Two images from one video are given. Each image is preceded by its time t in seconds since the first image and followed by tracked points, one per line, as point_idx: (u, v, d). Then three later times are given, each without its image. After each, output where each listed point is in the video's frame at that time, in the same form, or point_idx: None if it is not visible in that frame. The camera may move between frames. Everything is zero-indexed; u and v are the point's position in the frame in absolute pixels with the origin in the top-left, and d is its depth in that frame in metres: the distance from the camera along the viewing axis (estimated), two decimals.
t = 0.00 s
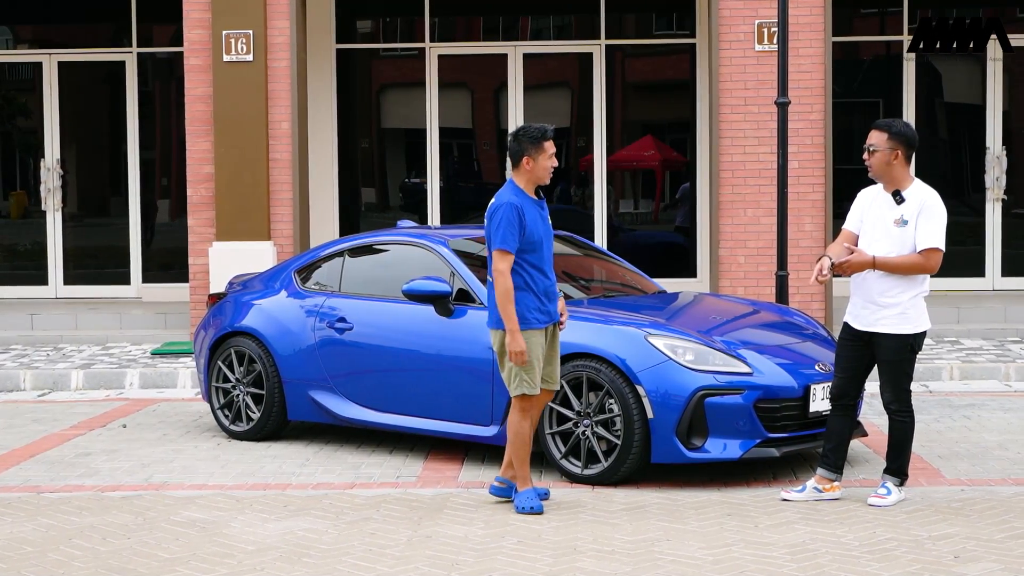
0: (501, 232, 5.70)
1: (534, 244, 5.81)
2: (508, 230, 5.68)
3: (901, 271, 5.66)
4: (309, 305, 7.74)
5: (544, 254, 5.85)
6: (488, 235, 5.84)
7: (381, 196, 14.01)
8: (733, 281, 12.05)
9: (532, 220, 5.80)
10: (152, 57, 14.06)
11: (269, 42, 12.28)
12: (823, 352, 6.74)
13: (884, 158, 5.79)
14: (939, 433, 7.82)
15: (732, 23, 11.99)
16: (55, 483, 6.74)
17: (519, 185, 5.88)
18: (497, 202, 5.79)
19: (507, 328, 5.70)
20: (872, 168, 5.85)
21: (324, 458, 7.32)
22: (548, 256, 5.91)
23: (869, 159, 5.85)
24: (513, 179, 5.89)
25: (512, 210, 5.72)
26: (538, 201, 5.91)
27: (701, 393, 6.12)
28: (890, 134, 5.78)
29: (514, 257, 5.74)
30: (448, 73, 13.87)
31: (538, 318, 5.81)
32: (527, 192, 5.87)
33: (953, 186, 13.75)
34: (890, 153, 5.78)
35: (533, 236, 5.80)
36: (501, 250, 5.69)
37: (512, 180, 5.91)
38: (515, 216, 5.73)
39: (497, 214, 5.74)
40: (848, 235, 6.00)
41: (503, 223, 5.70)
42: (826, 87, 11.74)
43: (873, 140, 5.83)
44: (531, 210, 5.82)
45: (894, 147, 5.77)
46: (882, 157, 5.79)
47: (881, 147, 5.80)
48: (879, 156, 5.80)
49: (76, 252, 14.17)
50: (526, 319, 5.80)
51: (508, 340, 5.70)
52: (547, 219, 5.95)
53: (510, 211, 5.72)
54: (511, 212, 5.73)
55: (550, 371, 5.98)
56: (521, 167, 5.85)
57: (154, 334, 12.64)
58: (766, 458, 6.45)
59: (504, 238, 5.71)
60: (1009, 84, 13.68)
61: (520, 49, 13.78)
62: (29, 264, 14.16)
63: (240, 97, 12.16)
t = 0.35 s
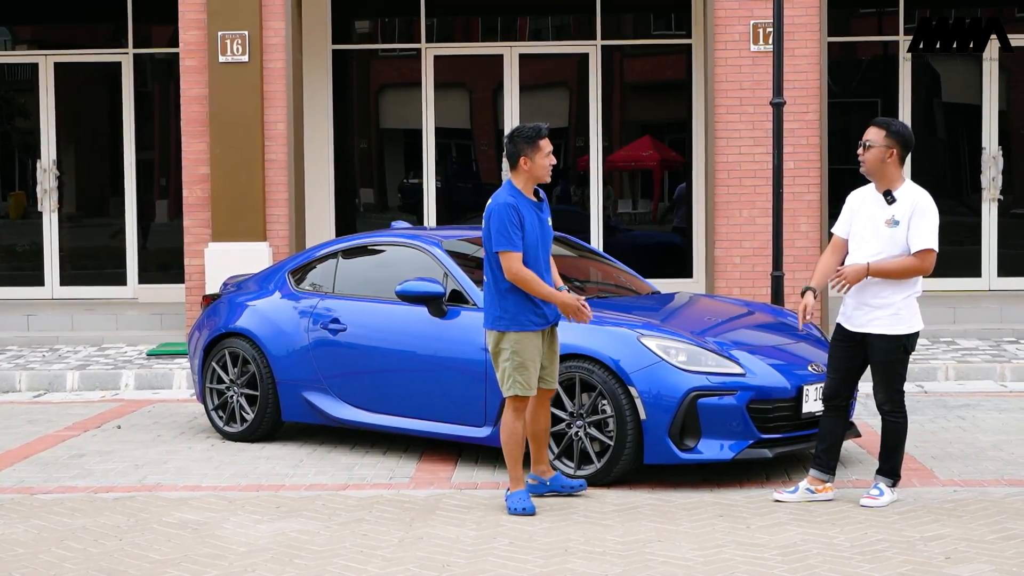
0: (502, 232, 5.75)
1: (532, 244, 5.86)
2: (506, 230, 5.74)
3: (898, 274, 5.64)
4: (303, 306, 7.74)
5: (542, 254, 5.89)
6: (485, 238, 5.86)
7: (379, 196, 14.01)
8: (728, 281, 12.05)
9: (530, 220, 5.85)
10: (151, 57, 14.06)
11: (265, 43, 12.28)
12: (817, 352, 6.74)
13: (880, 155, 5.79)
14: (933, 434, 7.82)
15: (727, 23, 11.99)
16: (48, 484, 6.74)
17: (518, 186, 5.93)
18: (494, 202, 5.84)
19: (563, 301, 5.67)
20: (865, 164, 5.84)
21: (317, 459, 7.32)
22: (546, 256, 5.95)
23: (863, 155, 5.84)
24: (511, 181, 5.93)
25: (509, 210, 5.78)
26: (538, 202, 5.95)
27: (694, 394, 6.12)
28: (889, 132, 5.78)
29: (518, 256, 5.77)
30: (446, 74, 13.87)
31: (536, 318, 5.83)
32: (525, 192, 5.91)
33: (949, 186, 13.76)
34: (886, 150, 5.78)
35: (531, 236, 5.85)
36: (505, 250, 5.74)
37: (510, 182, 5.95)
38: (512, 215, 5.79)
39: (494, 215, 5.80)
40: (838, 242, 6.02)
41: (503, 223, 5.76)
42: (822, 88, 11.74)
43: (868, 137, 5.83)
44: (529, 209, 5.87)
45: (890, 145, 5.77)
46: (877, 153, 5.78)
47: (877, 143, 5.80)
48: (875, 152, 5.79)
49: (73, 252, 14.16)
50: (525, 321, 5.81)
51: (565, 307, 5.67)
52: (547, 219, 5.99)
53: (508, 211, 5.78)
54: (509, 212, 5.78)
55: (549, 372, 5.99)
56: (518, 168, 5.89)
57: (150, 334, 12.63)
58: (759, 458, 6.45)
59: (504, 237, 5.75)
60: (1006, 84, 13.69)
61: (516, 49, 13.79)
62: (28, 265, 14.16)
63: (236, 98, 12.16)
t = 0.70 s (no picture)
0: (497, 233, 5.78)
1: (531, 244, 5.88)
2: (502, 231, 5.77)
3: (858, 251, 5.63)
4: (296, 307, 7.74)
5: (541, 254, 5.91)
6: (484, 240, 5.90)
7: (379, 197, 14.04)
8: (723, 282, 12.06)
9: (527, 220, 5.87)
10: (150, 58, 14.08)
11: (260, 44, 12.28)
12: (809, 354, 6.75)
13: (881, 155, 5.80)
14: (926, 435, 7.82)
15: (723, 24, 12.00)
16: (41, 486, 6.75)
17: (519, 188, 5.95)
18: (491, 204, 5.88)
19: (557, 286, 5.68)
20: (864, 164, 5.83)
21: (310, 460, 7.33)
22: (547, 256, 5.96)
23: (863, 155, 5.84)
24: (511, 184, 5.96)
25: (505, 211, 5.81)
26: (538, 203, 5.97)
27: (684, 396, 6.13)
28: (891, 134, 5.79)
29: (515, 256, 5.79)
30: (443, 74, 13.88)
31: (537, 319, 5.83)
32: (526, 195, 5.93)
33: (944, 188, 13.79)
34: (889, 151, 5.80)
35: (528, 236, 5.86)
36: (500, 250, 5.77)
37: (511, 184, 5.98)
38: (509, 216, 5.81)
39: (490, 216, 5.83)
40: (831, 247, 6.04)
41: (498, 224, 5.79)
42: (817, 89, 11.74)
43: (868, 136, 5.84)
44: (527, 211, 5.89)
45: (892, 147, 5.78)
46: (879, 154, 5.79)
47: (880, 144, 5.80)
48: (878, 152, 5.80)
49: (72, 253, 14.19)
50: (525, 322, 5.81)
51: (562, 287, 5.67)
52: (549, 220, 5.99)
53: (504, 213, 5.80)
54: (504, 213, 5.81)
55: (551, 373, 5.99)
56: (516, 170, 5.91)
57: (146, 335, 12.64)
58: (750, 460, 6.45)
59: (500, 238, 5.78)
60: (1001, 85, 13.72)
61: (512, 51, 13.80)
62: (27, 266, 14.18)
63: (232, 99, 12.16)
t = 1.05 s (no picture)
0: (492, 231, 5.79)
1: (528, 244, 5.88)
2: (497, 229, 5.78)
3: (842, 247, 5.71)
4: (290, 309, 7.76)
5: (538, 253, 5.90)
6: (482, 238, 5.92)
7: (380, 198, 14.07)
8: (720, 283, 12.07)
9: (524, 221, 5.88)
10: (151, 59, 14.12)
11: (258, 45, 12.30)
12: (802, 355, 6.76)
13: (880, 159, 5.78)
14: (920, 436, 7.83)
15: (720, 25, 12.01)
16: (35, 486, 6.76)
17: (518, 190, 5.96)
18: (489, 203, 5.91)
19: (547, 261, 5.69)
20: (864, 165, 5.77)
21: (304, 461, 7.34)
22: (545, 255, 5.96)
23: (864, 156, 5.77)
24: (511, 185, 5.98)
25: (501, 210, 5.82)
26: (537, 206, 5.98)
27: (676, 397, 6.14)
28: (887, 137, 5.79)
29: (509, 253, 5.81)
30: (442, 75, 13.92)
31: (532, 318, 5.84)
32: (524, 196, 5.95)
33: (941, 188, 13.83)
34: (887, 154, 5.80)
35: (525, 236, 5.87)
36: (494, 247, 5.78)
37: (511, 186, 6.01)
38: (504, 216, 5.83)
39: (486, 215, 5.85)
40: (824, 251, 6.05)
41: (494, 222, 5.81)
42: (813, 89, 11.76)
43: (866, 137, 5.78)
44: (524, 212, 5.90)
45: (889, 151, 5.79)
46: (879, 157, 5.77)
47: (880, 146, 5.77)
48: (880, 156, 5.77)
49: (70, 254, 14.21)
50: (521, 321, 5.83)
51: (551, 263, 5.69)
52: (548, 222, 5.99)
53: (500, 212, 5.82)
54: (501, 213, 5.82)
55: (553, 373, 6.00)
56: (515, 171, 5.94)
57: (144, 336, 12.64)
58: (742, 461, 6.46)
59: (495, 236, 5.79)
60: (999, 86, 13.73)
61: (509, 52, 13.82)
62: (27, 266, 14.22)
63: (229, 100, 12.18)
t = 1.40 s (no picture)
0: (486, 225, 5.82)
1: (519, 242, 5.89)
2: (491, 224, 5.80)
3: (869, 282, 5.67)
4: (285, 308, 7.77)
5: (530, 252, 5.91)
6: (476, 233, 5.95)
7: (381, 198, 14.10)
8: (717, 283, 12.09)
9: (518, 219, 5.90)
10: (152, 59, 14.18)
11: (255, 46, 12.32)
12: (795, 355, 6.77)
13: (872, 159, 5.80)
14: (914, 436, 7.83)
15: (717, 25, 12.03)
16: (29, 485, 6.78)
17: (514, 188, 5.98)
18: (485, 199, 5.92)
19: (535, 257, 5.70)
20: (854, 167, 5.78)
21: (298, 461, 7.35)
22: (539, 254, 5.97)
23: (856, 157, 5.78)
24: (509, 184, 6.00)
25: (496, 207, 5.84)
26: (532, 205, 5.98)
27: (668, 397, 6.16)
28: (877, 137, 5.81)
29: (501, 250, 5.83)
30: (442, 75, 13.97)
31: (519, 316, 5.86)
32: (521, 196, 5.96)
33: (936, 188, 13.88)
34: (878, 155, 5.82)
35: (517, 234, 5.88)
36: (486, 242, 5.80)
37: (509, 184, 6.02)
38: (500, 212, 5.84)
39: (483, 210, 5.87)
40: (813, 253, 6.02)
41: (488, 218, 5.82)
42: (810, 90, 11.78)
43: (856, 137, 5.79)
44: (520, 210, 5.92)
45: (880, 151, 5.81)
46: (872, 158, 5.79)
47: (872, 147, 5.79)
48: (872, 155, 5.79)
49: (72, 254, 14.29)
50: (506, 319, 5.84)
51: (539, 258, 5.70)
52: (542, 223, 6.00)
53: (495, 209, 5.83)
54: (496, 209, 5.84)
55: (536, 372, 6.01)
56: (514, 170, 5.95)
57: (142, 336, 12.66)
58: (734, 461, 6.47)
59: (489, 231, 5.81)
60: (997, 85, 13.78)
61: (507, 52, 13.88)
62: (27, 266, 14.28)
63: (226, 100, 12.21)
